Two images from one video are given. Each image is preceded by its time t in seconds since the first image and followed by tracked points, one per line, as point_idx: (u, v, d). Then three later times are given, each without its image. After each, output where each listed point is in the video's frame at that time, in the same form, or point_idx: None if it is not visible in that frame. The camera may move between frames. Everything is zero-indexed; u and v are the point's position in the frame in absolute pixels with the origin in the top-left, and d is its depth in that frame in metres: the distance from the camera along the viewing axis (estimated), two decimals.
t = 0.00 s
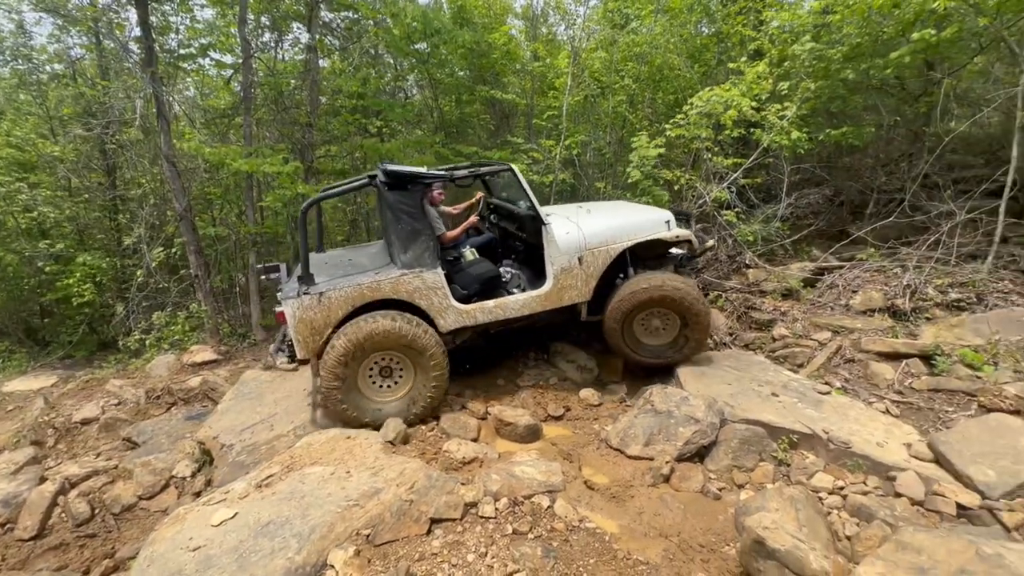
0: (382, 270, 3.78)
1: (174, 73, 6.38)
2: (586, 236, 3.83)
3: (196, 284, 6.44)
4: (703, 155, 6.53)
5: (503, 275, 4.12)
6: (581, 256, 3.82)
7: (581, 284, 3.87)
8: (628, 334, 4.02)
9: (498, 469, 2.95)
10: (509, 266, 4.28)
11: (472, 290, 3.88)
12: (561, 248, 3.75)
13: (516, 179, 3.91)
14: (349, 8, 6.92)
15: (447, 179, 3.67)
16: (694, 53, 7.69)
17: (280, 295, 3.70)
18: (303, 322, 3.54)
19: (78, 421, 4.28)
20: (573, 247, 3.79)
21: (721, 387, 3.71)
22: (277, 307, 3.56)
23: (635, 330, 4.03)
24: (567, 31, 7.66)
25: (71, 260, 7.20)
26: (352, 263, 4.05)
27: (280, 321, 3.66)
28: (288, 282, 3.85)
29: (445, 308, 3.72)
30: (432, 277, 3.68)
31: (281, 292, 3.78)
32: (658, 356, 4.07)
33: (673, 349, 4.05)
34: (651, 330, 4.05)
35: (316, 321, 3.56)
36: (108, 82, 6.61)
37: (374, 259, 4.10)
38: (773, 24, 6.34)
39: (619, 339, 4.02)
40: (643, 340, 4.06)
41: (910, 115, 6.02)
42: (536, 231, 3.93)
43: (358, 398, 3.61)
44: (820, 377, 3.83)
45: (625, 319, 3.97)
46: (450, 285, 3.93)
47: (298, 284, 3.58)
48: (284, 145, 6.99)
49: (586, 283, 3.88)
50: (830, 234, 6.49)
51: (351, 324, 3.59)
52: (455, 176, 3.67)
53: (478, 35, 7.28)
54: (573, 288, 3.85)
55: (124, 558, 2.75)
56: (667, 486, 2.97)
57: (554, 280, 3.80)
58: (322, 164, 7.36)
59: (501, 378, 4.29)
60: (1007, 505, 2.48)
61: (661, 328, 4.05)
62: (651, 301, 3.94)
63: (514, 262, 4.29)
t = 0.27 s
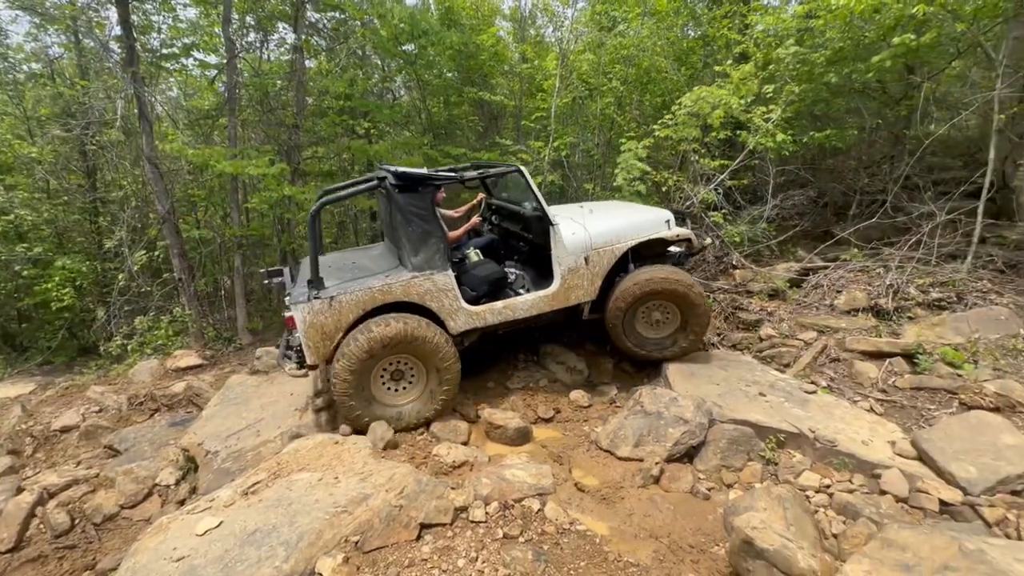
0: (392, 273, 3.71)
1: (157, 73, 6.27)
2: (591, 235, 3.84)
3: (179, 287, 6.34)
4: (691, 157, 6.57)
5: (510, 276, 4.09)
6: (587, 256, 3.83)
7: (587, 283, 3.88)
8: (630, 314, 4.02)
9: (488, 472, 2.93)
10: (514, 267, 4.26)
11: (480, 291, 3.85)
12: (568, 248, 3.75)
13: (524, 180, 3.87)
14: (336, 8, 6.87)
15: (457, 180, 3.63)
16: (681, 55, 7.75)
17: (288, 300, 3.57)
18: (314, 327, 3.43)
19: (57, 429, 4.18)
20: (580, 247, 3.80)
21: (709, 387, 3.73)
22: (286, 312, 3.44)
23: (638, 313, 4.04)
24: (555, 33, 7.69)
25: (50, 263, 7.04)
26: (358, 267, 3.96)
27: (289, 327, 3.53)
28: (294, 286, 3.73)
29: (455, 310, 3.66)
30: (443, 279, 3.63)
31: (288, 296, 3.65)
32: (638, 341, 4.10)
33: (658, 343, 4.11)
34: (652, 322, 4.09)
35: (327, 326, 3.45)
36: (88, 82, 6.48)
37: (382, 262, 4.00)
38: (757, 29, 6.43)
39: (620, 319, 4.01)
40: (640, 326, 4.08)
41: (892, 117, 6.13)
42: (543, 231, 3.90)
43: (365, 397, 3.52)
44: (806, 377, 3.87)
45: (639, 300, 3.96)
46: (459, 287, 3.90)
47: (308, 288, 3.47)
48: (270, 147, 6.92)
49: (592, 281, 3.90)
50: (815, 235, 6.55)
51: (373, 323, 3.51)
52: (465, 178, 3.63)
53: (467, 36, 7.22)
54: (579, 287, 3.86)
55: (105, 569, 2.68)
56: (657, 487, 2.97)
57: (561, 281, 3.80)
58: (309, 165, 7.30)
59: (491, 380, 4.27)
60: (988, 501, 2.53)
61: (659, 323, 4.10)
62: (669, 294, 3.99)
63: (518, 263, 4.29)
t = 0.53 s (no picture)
0: (398, 274, 3.65)
1: (140, 74, 6.17)
2: (600, 232, 3.81)
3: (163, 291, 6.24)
4: (678, 160, 6.61)
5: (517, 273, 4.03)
6: (596, 252, 3.80)
7: (596, 279, 3.84)
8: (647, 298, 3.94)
9: (478, 476, 2.92)
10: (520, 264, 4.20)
11: (488, 291, 3.79)
12: (576, 245, 3.72)
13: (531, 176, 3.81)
14: (323, 9, 6.83)
15: (461, 178, 3.56)
16: (668, 59, 7.81)
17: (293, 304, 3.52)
18: (320, 332, 3.38)
19: (35, 437, 4.08)
20: (589, 243, 3.77)
21: (699, 388, 3.75)
22: (292, 316, 3.39)
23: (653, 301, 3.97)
24: (544, 35, 7.72)
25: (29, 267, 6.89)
26: (363, 268, 3.90)
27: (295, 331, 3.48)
28: (299, 290, 3.68)
29: (463, 311, 3.61)
30: (450, 279, 3.57)
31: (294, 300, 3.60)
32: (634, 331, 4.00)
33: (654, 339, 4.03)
34: (660, 318, 4.03)
35: (333, 330, 3.41)
36: (67, 82, 6.35)
37: (387, 263, 3.95)
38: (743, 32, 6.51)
39: (635, 303, 3.93)
40: (650, 313, 4.00)
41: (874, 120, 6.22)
42: (550, 229, 3.85)
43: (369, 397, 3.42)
44: (793, 377, 3.91)
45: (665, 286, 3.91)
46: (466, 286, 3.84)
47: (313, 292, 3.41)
48: (256, 148, 6.84)
49: (601, 279, 3.86)
50: (799, 236, 6.63)
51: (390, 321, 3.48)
52: (469, 176, 3.56)
53: (456, 38, 7.19)
54: (588, 284, 3.82)
55: None
56: (647, 488, 2.98)
57: (569, 278, 3.76)
58: (297, 167, 7.24)
59: (481, 382, 4.26)
60: (969, 497, 2.58)
61: (663, 323, 4.04)
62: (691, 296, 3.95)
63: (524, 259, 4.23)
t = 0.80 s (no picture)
0: (413, 283, 3.62)
1: (123, 74, 6.06)
2: (620, 241, 3.75)
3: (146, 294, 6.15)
4: (666, 162, 6.69)
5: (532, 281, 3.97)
6: (615, 263, 3.74)
7: (614, 291, 3.78)
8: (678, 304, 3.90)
9: (468, 479, 2.91)
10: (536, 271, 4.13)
11: (504, 300, 3.72)
12: (596, 256, 3.66)
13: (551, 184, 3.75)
14: (311, 9, 6.79)
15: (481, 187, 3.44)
16: (656, 62, 7.88)
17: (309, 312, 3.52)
18: (334, 341, 3.37)
19: (14, 444, 4.00)
20: (608, 254, 3.71)
21: (687, 389, 3.77)
22: (307, 325, 3.39)
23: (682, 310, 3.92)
24: (532, 38, 7.76)
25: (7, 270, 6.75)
26: (378, 275, 3.87)
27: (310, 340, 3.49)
28: (314, 297, 3.66)
29: (478, 321, 3.57)
30: (466, 290, 3.52)
31: (309, 307, 3.60)
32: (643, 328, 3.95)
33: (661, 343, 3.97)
34: (678, 329, 3.98)
35: (347, 339, 3.40)
36: (47, 82, 6.23)
37: (403, 269, 3.92)
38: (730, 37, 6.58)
39: (657, 306, 3.90)
40: (674, 318, 3.94)
41: (858, 124, 6.31)
42: (569, 238, 3.78)
43: (378, 401, 3.38)
44: (779, 377, 3.95)
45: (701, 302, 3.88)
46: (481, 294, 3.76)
47: (327, 301, 3.39)
48: (243, 150, 6.78)
49: (620, 289, 3.80)
50: (785, 238, 6.71)
51: (410, 328, 3.45)
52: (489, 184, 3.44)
53: (444, 40, 7.20)
54: (606, 295, 3.76)
55: None
56: (637, 488, 3.00)
57: (587, 289, 3.70)
58: (284, 168, 7.19)
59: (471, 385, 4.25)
60: (950, 493, 2.62)
61: (675, 336, 3.99)
62: (718, 325, 3.92)
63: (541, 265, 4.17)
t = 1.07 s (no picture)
0: (437, 278, 3.61)
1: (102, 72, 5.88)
2: (645, 247, 3.74)
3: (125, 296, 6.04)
4: (652, 164, 6.77)
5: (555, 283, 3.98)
6: (638, 268, 3.73)
7: (635, 296, 3.77)
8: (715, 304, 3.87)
9: (456, 481, 2.90)
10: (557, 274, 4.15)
11: (526, 300, 3.73)
12: (620, 260, 3.64)
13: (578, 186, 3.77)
14: (295, 8, 6.73)
15: (511, 186, 3.45)
16: (642, 64, 7.94)
17: (333, 301, 3.51)
18: (359, 332, 3.36)
19: None
20: (632, 258, 3.69)
21: (673, 389, 3.79)
22: (332, 314, 3.39)
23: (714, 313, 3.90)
24: (519, 40, 7.79)
25: None
26: (403, 269, 3.87)
27: (335, 331, 3.49)
28: (340, 289, 3.65)
29: (500, 319, 3.56)
30: (490, 287, 3.51)
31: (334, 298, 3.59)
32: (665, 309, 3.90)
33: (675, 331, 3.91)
34: (698, 329, 3.96)
35: (371, 330, 3.39)
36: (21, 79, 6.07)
37: (426, 265, 3.92)
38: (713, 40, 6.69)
39: (686, 306, 3.87)
40: (702, 317, 3.90)
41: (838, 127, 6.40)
42: (594, 240, 3.81)
43: (397, 390, 3.32)
44: (763, 376, 4.00)
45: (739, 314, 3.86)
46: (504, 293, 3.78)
47: (354, 292, 3.38)
48: (224, 149, 6.65)
49: (641, 295, 3.79)
50: (768, 239, 6.80)
51: (446, 323, 3.45)
52: (519, 183, 3.45)
53: (431, 41, 7.21)
54: (627, 299, 3.75)
55: None
56: (623, 488, 3.01)
57: (610, 292, 3.68)
58: (268, 169, 7.12)
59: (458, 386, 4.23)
60: (927, 489, 2.68)
61: (687, 335, 3.96)
62: (737, 336, 3.93)
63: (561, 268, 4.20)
